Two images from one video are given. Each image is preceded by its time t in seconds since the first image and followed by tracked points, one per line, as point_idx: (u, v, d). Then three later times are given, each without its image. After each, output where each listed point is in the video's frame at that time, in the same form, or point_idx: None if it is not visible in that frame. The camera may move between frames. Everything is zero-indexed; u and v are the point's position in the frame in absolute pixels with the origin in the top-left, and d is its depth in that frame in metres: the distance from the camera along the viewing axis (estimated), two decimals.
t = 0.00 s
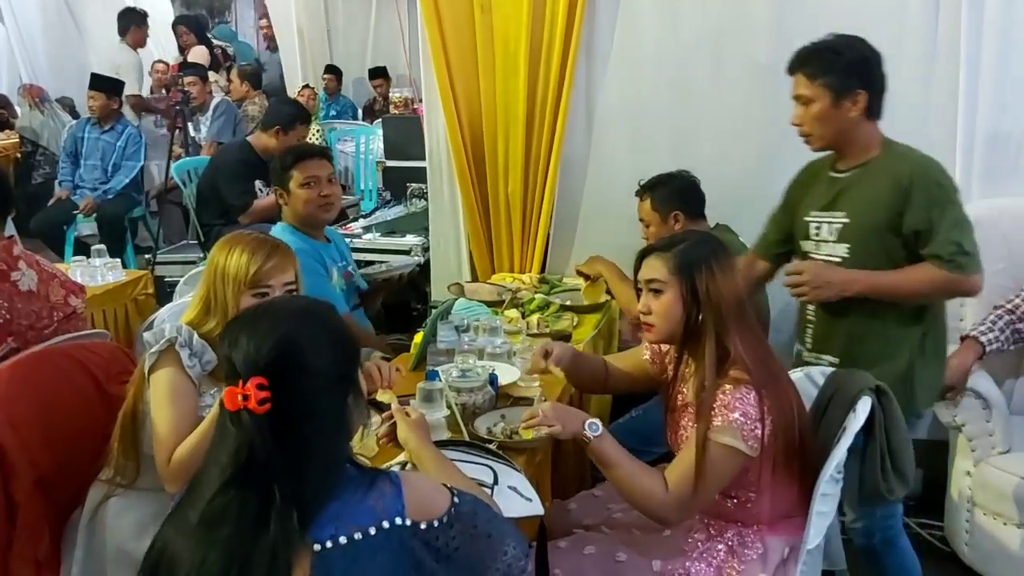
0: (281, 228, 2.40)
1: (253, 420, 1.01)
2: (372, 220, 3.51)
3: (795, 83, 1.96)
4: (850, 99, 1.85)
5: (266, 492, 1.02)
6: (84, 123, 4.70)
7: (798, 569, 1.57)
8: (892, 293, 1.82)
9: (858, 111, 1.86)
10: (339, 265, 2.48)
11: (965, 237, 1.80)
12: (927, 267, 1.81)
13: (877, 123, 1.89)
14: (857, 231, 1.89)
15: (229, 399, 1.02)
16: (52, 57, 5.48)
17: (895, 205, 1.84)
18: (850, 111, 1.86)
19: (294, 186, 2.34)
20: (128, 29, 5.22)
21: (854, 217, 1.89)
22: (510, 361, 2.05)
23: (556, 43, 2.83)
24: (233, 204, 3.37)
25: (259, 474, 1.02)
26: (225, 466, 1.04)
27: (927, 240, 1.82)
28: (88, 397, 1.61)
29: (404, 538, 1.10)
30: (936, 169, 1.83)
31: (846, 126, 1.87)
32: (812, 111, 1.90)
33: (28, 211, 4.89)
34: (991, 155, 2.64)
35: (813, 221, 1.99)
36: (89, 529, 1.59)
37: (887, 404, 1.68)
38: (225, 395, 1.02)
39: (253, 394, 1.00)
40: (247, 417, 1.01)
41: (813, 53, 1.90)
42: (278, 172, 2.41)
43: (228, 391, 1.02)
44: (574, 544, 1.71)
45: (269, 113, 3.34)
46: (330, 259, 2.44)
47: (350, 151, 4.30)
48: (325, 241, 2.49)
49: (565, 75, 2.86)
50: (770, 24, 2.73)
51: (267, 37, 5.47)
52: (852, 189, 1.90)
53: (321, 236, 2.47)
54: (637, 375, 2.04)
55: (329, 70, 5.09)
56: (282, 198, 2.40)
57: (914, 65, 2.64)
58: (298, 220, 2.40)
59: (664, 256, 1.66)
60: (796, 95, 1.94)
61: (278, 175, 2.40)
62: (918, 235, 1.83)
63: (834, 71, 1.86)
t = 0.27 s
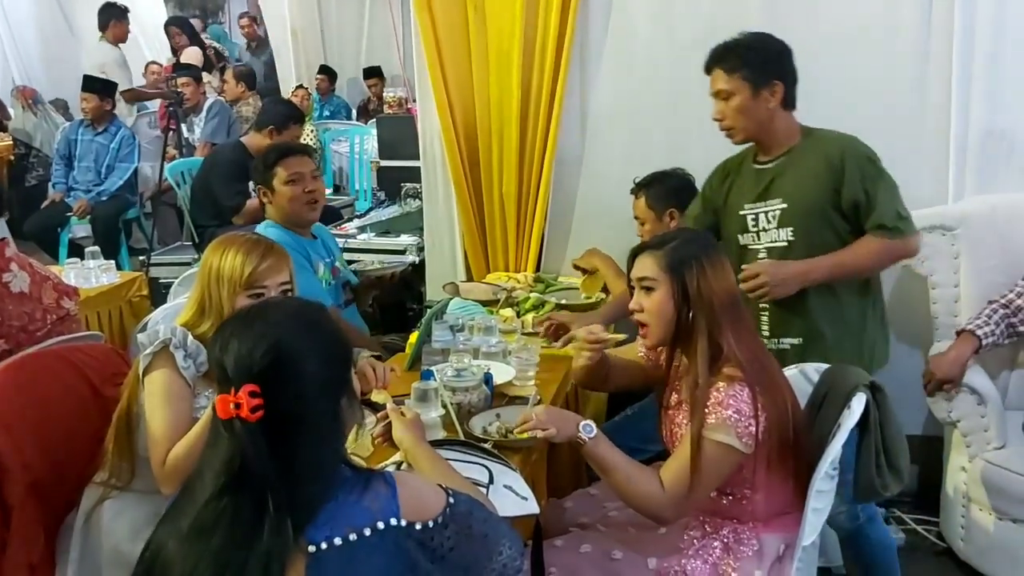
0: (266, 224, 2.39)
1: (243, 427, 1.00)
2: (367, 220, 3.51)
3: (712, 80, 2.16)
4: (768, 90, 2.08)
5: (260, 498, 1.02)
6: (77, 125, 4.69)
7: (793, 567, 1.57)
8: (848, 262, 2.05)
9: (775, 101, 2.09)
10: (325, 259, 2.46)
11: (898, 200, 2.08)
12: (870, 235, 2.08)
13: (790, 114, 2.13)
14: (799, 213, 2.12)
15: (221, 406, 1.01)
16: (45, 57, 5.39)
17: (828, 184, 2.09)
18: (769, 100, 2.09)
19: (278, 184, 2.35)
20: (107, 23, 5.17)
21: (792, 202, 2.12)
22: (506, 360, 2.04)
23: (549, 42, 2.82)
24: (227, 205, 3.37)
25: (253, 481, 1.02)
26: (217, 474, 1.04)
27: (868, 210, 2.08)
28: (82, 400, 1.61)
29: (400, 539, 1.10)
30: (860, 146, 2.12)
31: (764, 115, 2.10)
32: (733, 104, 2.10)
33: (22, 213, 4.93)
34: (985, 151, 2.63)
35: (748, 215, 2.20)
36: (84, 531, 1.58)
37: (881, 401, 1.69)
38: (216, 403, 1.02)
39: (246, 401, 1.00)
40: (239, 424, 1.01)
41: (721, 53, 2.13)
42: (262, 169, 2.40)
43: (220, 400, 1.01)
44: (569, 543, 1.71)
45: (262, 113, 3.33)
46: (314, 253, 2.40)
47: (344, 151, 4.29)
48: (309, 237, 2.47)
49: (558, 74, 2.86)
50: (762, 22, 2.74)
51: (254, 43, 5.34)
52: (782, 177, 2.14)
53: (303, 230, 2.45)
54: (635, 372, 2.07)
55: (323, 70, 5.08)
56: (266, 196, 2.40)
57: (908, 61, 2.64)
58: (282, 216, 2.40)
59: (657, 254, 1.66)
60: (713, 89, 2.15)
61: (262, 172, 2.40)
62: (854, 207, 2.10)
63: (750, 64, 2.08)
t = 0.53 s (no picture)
0: (257, 225, 2.38)
1: (244, 442, 1.00)
2: (360, 222, 3.50)
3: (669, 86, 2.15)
4: (727, 93, 2.09)
5: (259, 511, 1.02)
6: (70, 128, 4.68)
7: (787, 568, 1.57)
8: (824, 255, 2.06)
9: (734, 104, 2.10)
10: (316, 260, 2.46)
11: (866, 190, 2.10)
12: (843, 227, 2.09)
13: (750, 115, 2.15)
14: (770, 211, 2.14)
15: (221, 419, 1.01)
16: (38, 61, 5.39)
17: (797, 180, 2.11)
18: (729, 104, 2.10)
19: (275, 184, 2.35)
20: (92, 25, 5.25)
21: (763, 201, 2.14)
22: (500, 362, 2.05)
23: (541, 43, 2.83)
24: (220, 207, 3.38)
25: (251, 491, 1.02)
26: (206, 486, 1.04)
27: (839, 202, 2.10)
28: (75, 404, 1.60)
29: (396, 546, 1.11)
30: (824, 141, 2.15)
31: (725, 119, 2.11)
32: (693, 110, 2.11)
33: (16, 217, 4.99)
34: (977, 150, 2.63)
35: (719, 217, 2.21)
36: (77, 536, 1.57)
37: (874, 401, 1.70)
38: (216, 416, 1.02)
39: (247, 415, 1.00)
40: (240, 438, 1.00)
41: (680, 60, 2.12)
42: (256, 170, 2.39)
43: (219, 412, 1.01)
44: (563, 544, 1.71)
45: (254, 115, 3.32)
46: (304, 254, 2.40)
47: (338, 153, 4.28)
48: (297, 237, 2.46)
49: (551, 74, 2.86)
50: (754, 23, 2.75)
51: (243, 45, 5.30)
52: (751, 177, 2.16)
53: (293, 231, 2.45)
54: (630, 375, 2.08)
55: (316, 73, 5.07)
56: (260, 195, 2.38)
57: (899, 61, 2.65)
58: (274, 216, 2.39)
59: (651, 255, 1.67)
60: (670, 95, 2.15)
61: (256, 173, 2.38)
62: (825, 200, 2.12)
63: (708, 70, 2.08)
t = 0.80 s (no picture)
0: (258, 225, 2.37)
1: (231, 433, 1.01)
2: (357, 222, 3.48)
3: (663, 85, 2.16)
4: (719, 93, 2.09)
5: (245, 507, 1.01)
6: (67, 127, 4.67)
7: (784, 567, 1.57)
8: (812, 257, 2.06)
9: (727, 103, 2.10)
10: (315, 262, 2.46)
11: (855, 190, 2.08)
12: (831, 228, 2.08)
13: (743, 113, 2.15)
14: (761, 211, 2.13)
15: (210, 406, 1.02)
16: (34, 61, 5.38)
17: (787, 178, 2.11)
18: (721, 103, 2.10)
19: (283, 181, 2.34)
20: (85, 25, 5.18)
21: (755, 199, 2.14)
22: (496, 361, 2.05)
23: (538, 42, 2.82)
24: (217, 207, 3.37)
25: (236, 487, 1.01)
26: (196, 474, 1.04)
27: (828, 202, 2.09)
28: (73, 405, 1.61)
29: (390, 550, 1.11)
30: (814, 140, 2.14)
31: (718, 118, 2.11)
32: (686, 109, 2.11)
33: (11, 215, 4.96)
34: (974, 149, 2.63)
35: (712, 215, 2.22)
36: (74, 537, 1.57)
37: (870, 400, 1.71)
38: (206, 403, 1.02)
39: (236, 407, 1.00)
40: (226, 428, 1.01)
41: (672, 60, 2.13)
42: (261, 167, 2.38)
43: (209, 401, 1.02)
44: (560, 544, 1.71)
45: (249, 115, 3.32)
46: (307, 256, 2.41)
47: (335, 153, 4.28)
48: (299, 237, 2.45)
49: (548, 73, 2.86)
50: (751, 22, 2.75)
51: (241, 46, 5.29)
52: (743, 175, 2.16)
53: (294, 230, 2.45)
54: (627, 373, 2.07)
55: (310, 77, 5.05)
56: (264, 191, 2.36)
57: (896, 60, 2.66)
58: (277, 215, 2.38)
59: (648, 254, 1.67)
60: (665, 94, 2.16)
61: (262, 170, 2.36)
62: (815, 199, 2.10)
63: (700, 69, 2.08)
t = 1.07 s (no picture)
0: (248, 221, 2.37)
1: (224, 434, 1.00)
2: (354, 221, 3.49)
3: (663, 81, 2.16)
4: (719, 90, 2.09)
5: (234, 508, 1.01)
6: (63, 127, 4.67)
7: (779, 566, 1.58)
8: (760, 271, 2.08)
9: (727, 101, 2.10)
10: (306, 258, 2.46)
11: (816, 206, 2.06)
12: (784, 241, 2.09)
13: (742, 111, 2.15)
14: (751, 211, 2.15)
15: (203, 405, 1.01)
16: (31, 60, 5.38)
17: (768, 183, 2.11)
18: (721, 101, 2.10)
19: (277, 180, 2.34)
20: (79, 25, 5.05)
21: (742, 201, 2.15)
22: (493, 360, 2.04)
23: (534, 41, 2.82)
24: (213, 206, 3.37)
25: (227, 487, 1.01)
26: (188, 469, 1.03)
27: (789, 213, 2.09)
28: (68, 404, 1.60)
29: (384, 548, 1.10)
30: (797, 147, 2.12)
31: (717, 115, 2.11)
32: (685, 106, 2.11)
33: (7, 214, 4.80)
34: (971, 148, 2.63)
35: (704, 214, 2.24)
36: (69, 537, 1.58)
37: (866, 399, 1.71)
38: (199, 403, 1.02)
39: (229, 407, 1.00)
40: (218, 428, 1.01)
41: (671, 56, 2.13)
42: (252, 165, 2.37)
43: (202, 400, 1.01)
44: (556, 543, 1.71)
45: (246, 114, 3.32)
46: (296, 252, 2.41)
47: (332, 152, 4.28)
48: (289, 234, 2.46)
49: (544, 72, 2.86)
50: (748, 21, 2.75)
51: (237, 46, 5.27)
52: (733, 176, 2.17)
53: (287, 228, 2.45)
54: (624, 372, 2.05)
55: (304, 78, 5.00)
56: (258, 190, 2.35)
57: (893, 59, 2.66)
58: (270, 214, 2.38)
59: (644, 251, 1.67)
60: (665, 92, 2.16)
61: (254, 168, 2.36)
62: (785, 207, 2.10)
63: (700, 66, 2.08)
